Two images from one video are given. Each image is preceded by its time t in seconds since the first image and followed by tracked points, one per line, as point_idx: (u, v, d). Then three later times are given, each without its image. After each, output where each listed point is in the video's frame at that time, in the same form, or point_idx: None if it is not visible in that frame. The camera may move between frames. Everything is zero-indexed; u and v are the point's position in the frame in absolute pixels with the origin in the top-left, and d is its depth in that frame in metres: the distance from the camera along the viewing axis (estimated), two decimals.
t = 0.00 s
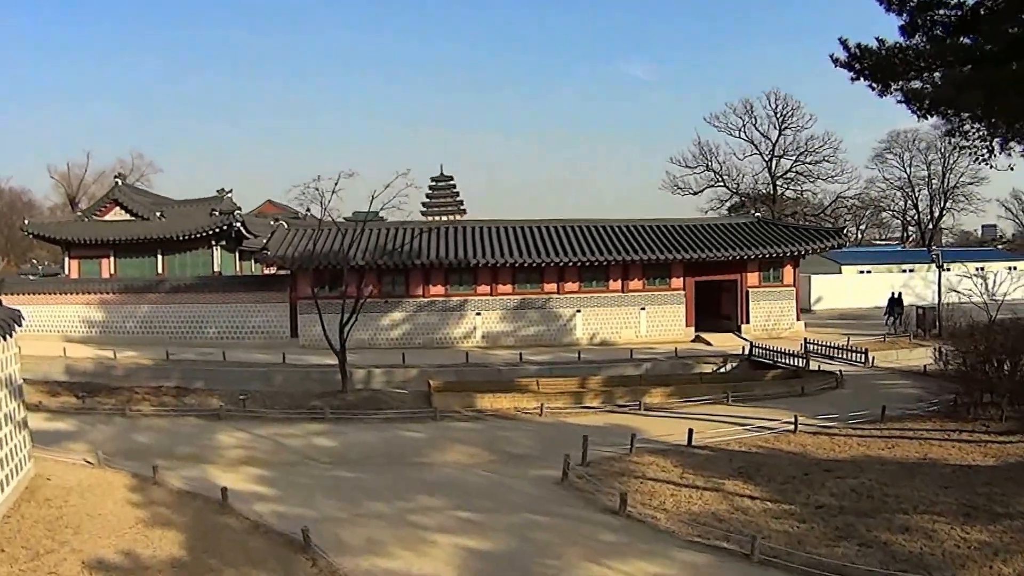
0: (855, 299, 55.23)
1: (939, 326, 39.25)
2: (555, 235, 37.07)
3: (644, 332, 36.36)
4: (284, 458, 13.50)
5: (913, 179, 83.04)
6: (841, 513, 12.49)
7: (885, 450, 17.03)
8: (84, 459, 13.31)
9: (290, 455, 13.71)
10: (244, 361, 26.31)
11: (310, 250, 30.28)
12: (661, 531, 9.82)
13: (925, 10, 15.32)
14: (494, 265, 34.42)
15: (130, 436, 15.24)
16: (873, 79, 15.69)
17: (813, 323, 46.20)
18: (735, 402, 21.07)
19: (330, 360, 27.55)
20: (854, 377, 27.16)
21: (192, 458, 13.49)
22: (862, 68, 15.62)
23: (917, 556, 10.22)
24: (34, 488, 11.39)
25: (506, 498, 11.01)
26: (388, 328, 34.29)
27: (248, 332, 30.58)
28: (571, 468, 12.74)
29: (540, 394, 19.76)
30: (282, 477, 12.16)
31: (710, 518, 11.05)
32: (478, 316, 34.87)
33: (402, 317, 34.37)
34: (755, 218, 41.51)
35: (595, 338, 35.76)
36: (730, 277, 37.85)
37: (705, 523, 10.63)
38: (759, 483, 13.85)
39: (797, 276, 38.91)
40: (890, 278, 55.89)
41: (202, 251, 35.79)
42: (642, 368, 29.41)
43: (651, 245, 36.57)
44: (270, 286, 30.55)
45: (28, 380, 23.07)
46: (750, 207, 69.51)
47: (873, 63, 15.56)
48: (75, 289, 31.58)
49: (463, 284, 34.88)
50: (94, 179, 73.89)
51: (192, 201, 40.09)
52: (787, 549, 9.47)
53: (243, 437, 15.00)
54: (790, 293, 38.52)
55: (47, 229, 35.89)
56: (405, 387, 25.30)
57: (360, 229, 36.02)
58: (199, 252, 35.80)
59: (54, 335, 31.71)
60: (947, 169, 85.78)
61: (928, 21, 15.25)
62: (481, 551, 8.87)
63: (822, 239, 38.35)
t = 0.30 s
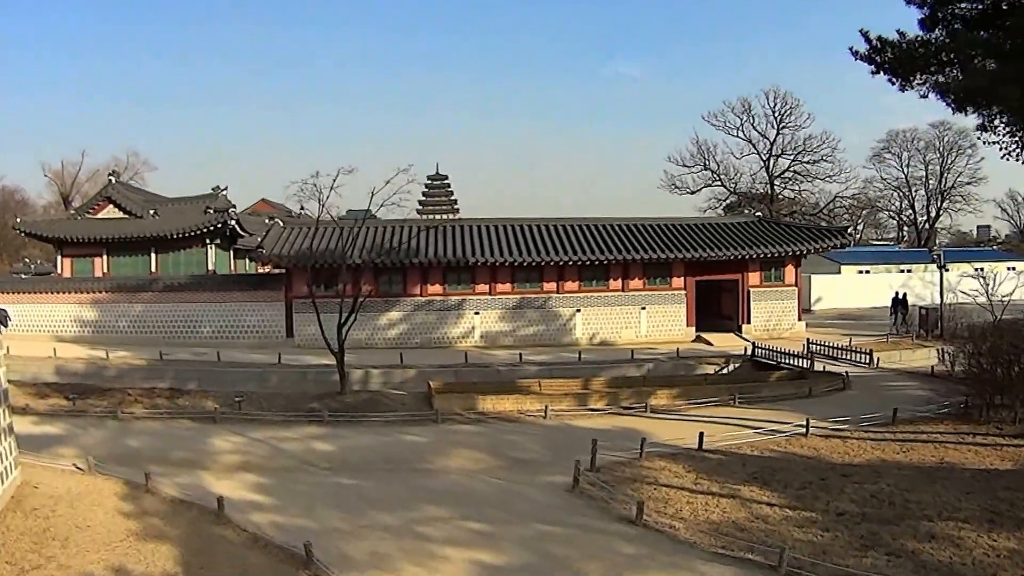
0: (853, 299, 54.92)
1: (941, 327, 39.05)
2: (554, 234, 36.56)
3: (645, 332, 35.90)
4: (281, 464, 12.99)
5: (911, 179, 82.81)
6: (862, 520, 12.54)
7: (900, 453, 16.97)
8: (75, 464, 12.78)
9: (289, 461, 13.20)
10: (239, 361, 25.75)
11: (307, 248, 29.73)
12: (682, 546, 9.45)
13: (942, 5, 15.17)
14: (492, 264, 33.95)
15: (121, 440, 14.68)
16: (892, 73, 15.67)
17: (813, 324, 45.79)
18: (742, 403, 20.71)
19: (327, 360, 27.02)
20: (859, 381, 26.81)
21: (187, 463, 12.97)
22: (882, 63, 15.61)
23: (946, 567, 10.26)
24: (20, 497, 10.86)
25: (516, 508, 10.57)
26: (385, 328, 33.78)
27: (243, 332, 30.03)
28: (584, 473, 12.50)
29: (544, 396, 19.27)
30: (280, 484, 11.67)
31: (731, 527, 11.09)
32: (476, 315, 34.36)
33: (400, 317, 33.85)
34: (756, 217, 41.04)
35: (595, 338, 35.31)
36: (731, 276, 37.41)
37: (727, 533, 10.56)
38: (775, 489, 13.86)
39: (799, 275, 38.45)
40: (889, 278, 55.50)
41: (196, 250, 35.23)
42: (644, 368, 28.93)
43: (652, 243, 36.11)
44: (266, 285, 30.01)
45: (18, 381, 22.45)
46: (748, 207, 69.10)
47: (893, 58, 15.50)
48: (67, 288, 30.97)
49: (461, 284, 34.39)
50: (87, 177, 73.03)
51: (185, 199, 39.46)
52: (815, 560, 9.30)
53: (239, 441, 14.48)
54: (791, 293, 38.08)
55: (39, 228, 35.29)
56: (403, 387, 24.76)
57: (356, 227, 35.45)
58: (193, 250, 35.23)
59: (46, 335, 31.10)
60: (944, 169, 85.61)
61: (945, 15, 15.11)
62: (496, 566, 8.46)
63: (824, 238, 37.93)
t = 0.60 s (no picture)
0: (852, 300, 54.38)
1: (946, 328, 38.63)
2: (556, 233, 36.00)
3: (648, 334, 35.37)
4: (281, 472, 12.44)
5: (909, 179, 82.44)
6: (888, 530, 12.05)
7: (920, 458, 16.49)
8: (63, 473, 12.21)
9: (288, 469, 12.65)
10: (235, 363, 25.14)
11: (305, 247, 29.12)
12: (707, 560, 8.95)
13: None
14: (494, 264, 33.37)
15: (113, 446, 14.10)
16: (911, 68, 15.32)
17: (815, 326, 45.31)
18: (752, 408, 20.20)
19: (325, 362, 26.45)
20: (868, 384, 26.32)
21: (182, 471, 12.41)
22: (903, 58, 15.26)
23: None
24: (5, 509, 10.30)
25: (530, 520, 10.05)
26: (384, 329, 33.20)
27: (239, 333, 29.42)
28: (600, 482, 12.04)
29: (550, 399, 18.69)
30: (281, 495, 11.09)
31: (755, 538, 10.67)
32: (477, 316, 33.80)
33: (399, 318, 33.27)
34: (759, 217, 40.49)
35: (597, 340, 34.77)
36: (735, 277, 36.88)
37: (753, 546, 10.08)
38: (796, 497, 13.41)
39: (803, 276, 37.94)
40: (890, 279, 55.07)
41: (191, 249, 34.60)
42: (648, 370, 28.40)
43: (655, 243, 35.57)
44: (263, 285, 29.41)
45: (7, 384, 21.82)
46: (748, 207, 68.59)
47: (913, 53, 15.15)
48: (60, 288, 30.33)
49: (461, 284, 33.80)
50: (82, 176, 72.27)
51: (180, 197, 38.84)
52: None
53: (236, 448, 13.92)
54: (795, 295, 37.58)
55: (31, 226, 34.65)
56: (404, 390, 24.15)
57: (354, 226, 34.84)
58: (188, 250, 34.61)
59: (38, 336, 30.47)
60: (943, 170, 85.29)
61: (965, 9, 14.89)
62: None
63: (829, 238, 37.40)
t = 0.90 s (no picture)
0: (855, 300, 53.95)
1: (953, 329, 38.11)
2: (559, 233, 35.41)
3: (653, 335, 34.82)
4: (282, 482, 11.87)
5: (910, 179, 81.96)
6: (919, 541, 11.55)
7: (943, 464, 15.96)
8: (53, 483, 11.63)
9: (290, 478, 12.09)
10: (233, 365, 24.54)
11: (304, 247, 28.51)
12: None
13: None
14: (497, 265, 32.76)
15: (106, 453, 13.52)
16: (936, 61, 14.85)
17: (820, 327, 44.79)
18: (765, 412, 19.63)
19: (325, 364, 25.86)
20: (879, 387, 25.78)
21: (178, 481, 11.85)
22: (927, 52, 14.77)
23: None
24: None
25: (548, 535, 9.52)
26: (384, 330, 32.63)
27: (237, 334, 28.82)
28: (619, 492, 11.55)
29: (558, 403, 18.12)
30: (282, 507, 10.54)
31: (784, 550, 10.26)
32: (480, 318, 33.24)
33: (400, 319, 32.69)
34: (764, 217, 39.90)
35: (601, 342, 34.21)
36: (741, 277, 36.30)
37: (783, 560, 9.62)
38: (821, 506, 12.89)
39: (810, 277, 37.38)
40: (891, 279, 54.50)
41: (188, 249, 34.01)
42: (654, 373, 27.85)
43: (660, 243, 34.99)
44: (261, 285, 28.77)
45: None
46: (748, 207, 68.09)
47: (938, 46, 14.66)
48: (54, 288, 29.73)
49: (463, 284, 33.22)
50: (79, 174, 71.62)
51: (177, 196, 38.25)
52: None
53: (234, 456, 13.35)
54: (801, 295, 37.03)
55: (25, 225, 34.07)
56: (406, 393, 23.56)
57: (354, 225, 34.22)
58: (185, 249, 34.01)
59: (31, 337, 29.88)
60: (944, 170, 84.83)
61: None
62: None
63: (836, 238, 36.82)
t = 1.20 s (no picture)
0: (858, 301, 53.35)
1: (962, 329, 37.56)
2: (563, 233, 34.83)
3: (659, 336, 34.25)
4: (285, 492, 11.31)
5: (912, 178, 81.44)
6: (954, 552, 11.00)
7: (970, 469, 15.39)
8: (44, 493, 11.06)
9: (293, 488, 11.52)
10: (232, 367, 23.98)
11: (305, 247, 27.94)
12: None
13: None
14: (501, 265, 32.17)
15: (100, 461, 12.95)
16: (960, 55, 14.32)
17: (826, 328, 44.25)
18: (780, 417, 19.07)
19: (326, 367, 25.29)
20: (894, 390, 25.20)
21: (175, 490, 11.29)
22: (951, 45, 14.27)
23: None
24: None
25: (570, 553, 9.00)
26: (387, 332, 32.05)
27: (236, 335, 28.24)
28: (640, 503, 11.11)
29: (568, 407, 17.56)
30: (286, 521, 9.98)
31: (816, 563, 9.85)
32: (483, 319, 32.67)
33: (402, 320, 32.11)
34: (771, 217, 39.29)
35: (607, 343, 33.66)
36: (748, 278, 35.71)
37: None
38: (849, 516, 12.35)
39: (817, 277, 36.79)
40: (895, 279, 53.97)
41: (185, 249, 33.44)
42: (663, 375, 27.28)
43: (666, 243, 34.41)
44: (260, 285, 28.16)
45: None
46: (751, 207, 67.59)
47: (962, 40, 14.11)
48: (50, 288, 29.11)
49: (467, 285, 32.65)
50: (77, 173, 71.02)
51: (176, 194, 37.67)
52: None
53: (234, 463, 12.79)
54: (809, 296, 36.45)
55: (21, 224, 33.51)
56: (409, 397, 22.98)
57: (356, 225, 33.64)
58: (182, 249, 33.44)
59: (27, 338, 29.31)
60: (946, 170, 84.34)
61: None
62: None
63: (845, 238, 36.22)
